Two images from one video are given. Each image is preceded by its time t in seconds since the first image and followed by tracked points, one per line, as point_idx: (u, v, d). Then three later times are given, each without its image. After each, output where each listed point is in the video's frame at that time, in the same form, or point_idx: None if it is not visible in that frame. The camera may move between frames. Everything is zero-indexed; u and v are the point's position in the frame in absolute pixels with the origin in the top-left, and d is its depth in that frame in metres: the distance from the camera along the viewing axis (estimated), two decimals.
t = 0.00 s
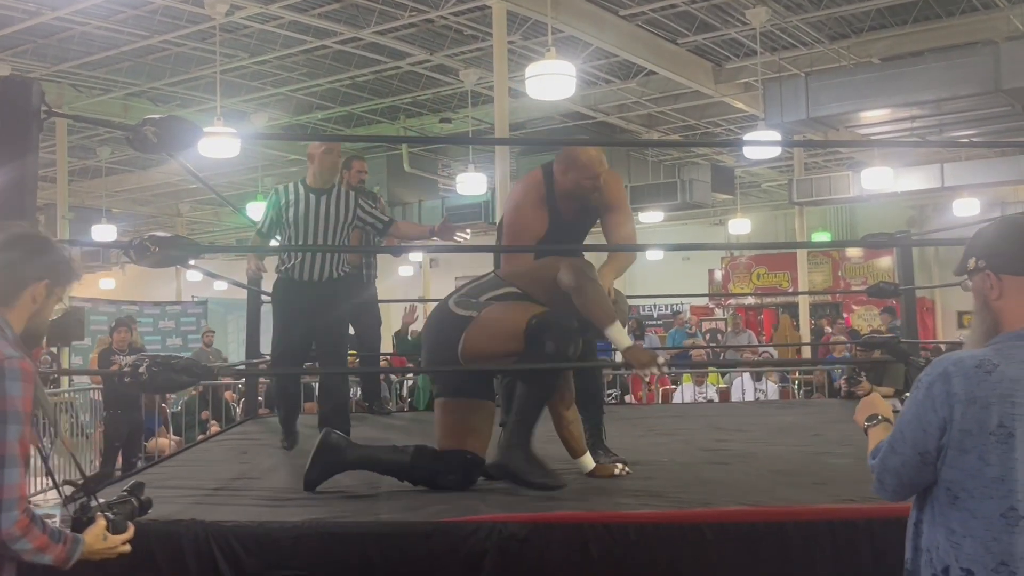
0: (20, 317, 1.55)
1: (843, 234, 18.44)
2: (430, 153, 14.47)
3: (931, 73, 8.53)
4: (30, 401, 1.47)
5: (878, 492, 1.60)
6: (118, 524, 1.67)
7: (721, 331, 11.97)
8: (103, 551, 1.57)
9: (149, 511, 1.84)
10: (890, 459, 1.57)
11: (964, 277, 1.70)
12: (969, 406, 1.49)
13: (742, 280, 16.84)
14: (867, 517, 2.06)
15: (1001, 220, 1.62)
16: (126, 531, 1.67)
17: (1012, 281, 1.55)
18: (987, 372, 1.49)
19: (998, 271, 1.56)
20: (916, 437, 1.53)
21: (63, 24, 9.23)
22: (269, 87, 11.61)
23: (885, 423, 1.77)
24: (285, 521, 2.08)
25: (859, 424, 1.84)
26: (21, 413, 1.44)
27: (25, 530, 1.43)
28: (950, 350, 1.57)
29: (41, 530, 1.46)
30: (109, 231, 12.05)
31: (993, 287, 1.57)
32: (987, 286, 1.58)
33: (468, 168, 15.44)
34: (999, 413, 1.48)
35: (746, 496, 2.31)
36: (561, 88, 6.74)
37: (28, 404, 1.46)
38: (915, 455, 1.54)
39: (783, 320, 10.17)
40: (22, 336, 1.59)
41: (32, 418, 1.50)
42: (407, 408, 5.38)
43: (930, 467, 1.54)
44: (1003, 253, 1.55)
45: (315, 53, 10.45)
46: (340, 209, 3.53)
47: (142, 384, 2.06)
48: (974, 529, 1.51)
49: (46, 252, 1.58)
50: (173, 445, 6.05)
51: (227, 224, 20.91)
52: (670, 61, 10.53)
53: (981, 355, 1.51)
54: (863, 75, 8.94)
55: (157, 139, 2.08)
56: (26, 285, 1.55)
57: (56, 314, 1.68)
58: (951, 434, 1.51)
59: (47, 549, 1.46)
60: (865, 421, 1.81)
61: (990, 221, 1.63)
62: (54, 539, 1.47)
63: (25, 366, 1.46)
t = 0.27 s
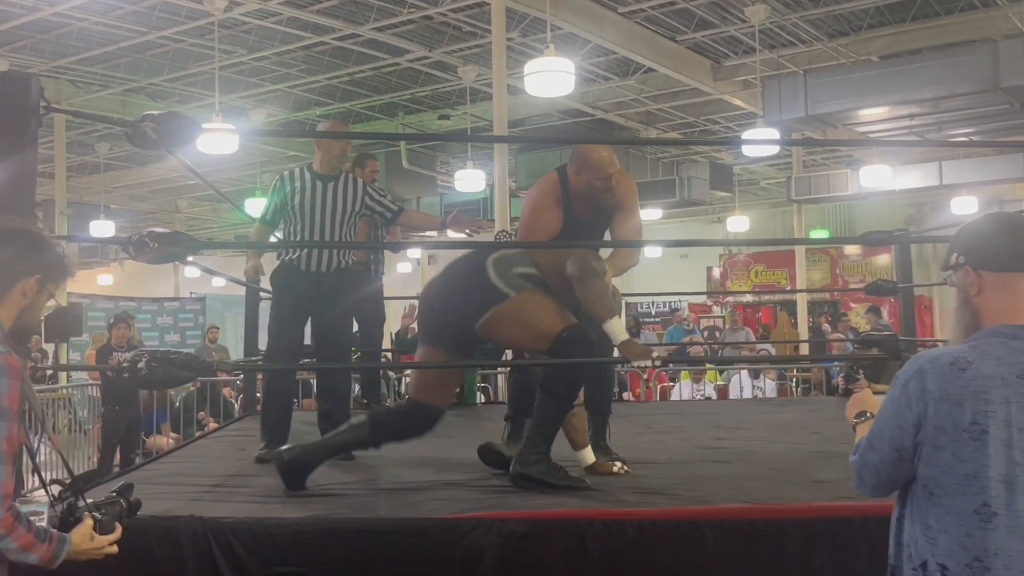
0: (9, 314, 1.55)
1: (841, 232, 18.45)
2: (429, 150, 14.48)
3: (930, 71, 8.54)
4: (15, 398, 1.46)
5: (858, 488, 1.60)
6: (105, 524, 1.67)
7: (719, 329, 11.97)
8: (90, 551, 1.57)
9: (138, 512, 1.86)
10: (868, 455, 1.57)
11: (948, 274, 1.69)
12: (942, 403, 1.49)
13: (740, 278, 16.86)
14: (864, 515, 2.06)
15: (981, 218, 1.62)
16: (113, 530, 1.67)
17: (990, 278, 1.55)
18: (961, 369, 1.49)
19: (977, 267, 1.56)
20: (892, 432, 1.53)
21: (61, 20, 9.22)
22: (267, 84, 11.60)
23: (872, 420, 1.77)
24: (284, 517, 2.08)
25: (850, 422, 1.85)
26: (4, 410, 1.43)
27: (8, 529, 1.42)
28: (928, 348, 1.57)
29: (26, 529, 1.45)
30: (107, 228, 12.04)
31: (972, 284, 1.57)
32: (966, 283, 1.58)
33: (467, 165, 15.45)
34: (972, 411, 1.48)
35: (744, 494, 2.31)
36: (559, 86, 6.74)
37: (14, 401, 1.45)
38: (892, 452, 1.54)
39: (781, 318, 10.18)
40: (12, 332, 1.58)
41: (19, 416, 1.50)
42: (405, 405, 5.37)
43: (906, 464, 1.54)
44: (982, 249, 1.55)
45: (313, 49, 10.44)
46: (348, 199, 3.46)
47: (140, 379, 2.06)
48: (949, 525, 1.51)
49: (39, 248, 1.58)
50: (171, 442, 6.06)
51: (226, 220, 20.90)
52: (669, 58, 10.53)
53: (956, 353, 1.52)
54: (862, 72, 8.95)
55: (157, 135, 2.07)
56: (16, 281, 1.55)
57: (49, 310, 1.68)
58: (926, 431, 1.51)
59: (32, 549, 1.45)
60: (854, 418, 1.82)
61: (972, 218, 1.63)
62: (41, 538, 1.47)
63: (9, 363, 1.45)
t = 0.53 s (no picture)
0: (8, 308, 1.55)
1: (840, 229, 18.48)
2: (429, 147, 14.49)
3: (929, 69, 8.54)
4: (11, 394, 1.45)
5: (840, 485, 1.58)
6: (104, 525, 1.67)
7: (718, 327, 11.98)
8: (89, 551, 1.58)
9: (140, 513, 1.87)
10: (848, 452, 1.55)
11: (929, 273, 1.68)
12: (917, 401, 1.46)
13: (739, 276, 16.87)
14: (862, 512, 2.06)
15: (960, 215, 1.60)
16: (112, 532, 1.68)
17: (969, 273, 1.53)
18: (937, 367, 1.46)
19: (955, 264, 1.54)
20: (870, 430, 1.51)
21: (60, 16, 9.21)
22: (266, 80, 11.59)
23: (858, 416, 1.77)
24: (282, 513, 2.08)
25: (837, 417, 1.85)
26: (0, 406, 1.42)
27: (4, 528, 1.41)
28: (908, 344, 1.54)
29: (21, 528, 1.44)
30: (106, 224, 12.03)
31: (951, 280, 1.55)
32: (946, 279, 1.56)
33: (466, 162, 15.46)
34: (947, 409, 1.45)
35: (743, 491, 2.31)
36: (557, 84, 6.73)
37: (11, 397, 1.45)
38: (871, 450, 1.52)
39: (779, 315, 10.19)
40: (11, 328, 1.57)
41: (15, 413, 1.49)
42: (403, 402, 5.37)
43: (886, 461, 1.52)
44: (959, 244, 1.53)
45: (312, 46, 10.43)
46: (337, 194, 3.23)
47: (139, 375, 2.06)
48: (925, 522, 1.48)
49: (38, 243, 1.57)
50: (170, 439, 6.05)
51: (224, 217, 20.89)
52: (668, 56, 10.52)
53: (934, 350, 1.48)
54: (861, 70, 8.95)
55: (156, 132, 2.07)
56: (14, 275, 1.54)
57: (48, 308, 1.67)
58: (902, 428, 1.49)
59: (27, 549, 1.44)
60: (842, 413, 1.82)
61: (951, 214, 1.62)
62: (36, 538, 1.46)
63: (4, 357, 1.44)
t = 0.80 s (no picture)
0: (20, 304, 1.55)
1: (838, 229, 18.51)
2: (427, 146, 14.50)
3: (927, 68, 8.53)
4: (24, 393, 1.45)
5: (824, 485, 1.57)
6: (115, 530, 1.69)
7: (716, 326, 11.99)
8: (99, 557, 1.59)
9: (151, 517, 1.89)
10: (831, 453, 1.54)
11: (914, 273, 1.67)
12: (895, 401, 1.45)
13: (737, 276, 16.90)
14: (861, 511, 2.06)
15: (942, 213, 1.58)
16: (123, 536, 1.70)
17: (950, 273, 1.51)
18: (916, 368, 1.44)
19: (936, 263, 1.52)
20: (851, 431, 1.50)
21: (59, 15, 9.21)
22: (265, 79, 11.58)
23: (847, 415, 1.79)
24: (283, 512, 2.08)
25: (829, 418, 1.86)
26: (12, 405, 1.42)
27: (12, 532, 1.39)
28: (889, 346, 1.53)
29: (30, 532, 1.43)
30: (105, 223, 12.02)
31: (932, 280, 1.54)
32: (928, 280, 1.55)
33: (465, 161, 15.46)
34: (924, 409, 1.43)
35: (743, 491, 2.30)
36: (555, 83, 6.73)
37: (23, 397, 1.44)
38: (852, 451, 1.50)
39: (777, 315, 10.22)
40: (23, 324, 1.57)
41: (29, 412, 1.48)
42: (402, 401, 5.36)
43: (868, 461, 1.51)
44: (938, 244, 1.51)
45: (311, 45, 10.43)
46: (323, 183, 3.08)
47: (137, 376, 2.06)
48: (905, 523, 1.46)
49: (51, 240, 1.57)
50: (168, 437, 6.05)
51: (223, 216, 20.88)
52: (667, 55, 10.53)
53: (912, 351, 1.47)
54: (859, 70, 8.95)
55: (155, 131, 2.07)
56: (27, 270, 1.54)
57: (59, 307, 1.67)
58: (881, 430, 1.47)
59: (36, 553, 1.43)
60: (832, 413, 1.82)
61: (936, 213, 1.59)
62: (44, 542, 1.45)
63: (17, 355, 1.44)
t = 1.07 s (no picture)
0: (38, 302, 1.54)
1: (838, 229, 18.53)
2: (427, 146, 14.51)
3: (928, 68, 8.53)
4: (45, 394, 1.43)
5: (815, 486, 1.58)
6: (133, 538, 1.67)
7: (716, 327, 12.01)
8: (117, 566, 1.58)
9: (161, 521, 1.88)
10: (820, 453, 1.55)
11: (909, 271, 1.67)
12: (881, 401, 1.45)
13: (737, 276, 16.93)
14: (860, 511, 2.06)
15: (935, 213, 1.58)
16: (139, 547, 1.67)
17: (937, 273, 1.50)
18: (901, 368, 1.44)
19: (925, 263, 1.52)
20: (839, 431, 1.51)
21: (59, 15, 9.21)
22: (264, 79, 11.58)
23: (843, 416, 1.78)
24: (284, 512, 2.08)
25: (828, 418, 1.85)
26: (34, 406, 1.39)
27: (32, 538, 1.35)
28: (879, 346, 1.53)
29: (49, 539, 1.39)
30: (105, 224, 12.03)
31: (922, 280, 1.54)
32: (918, 280, 1.55)
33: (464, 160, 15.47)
34: (909, 410, 1.43)
35: (743, 491, 2.30)
36: (555, 83, 6.73)
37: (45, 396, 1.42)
38: (841, 449, 1.51)
39: (777, 315, 10.24)
40: (41, 325, 1.55)
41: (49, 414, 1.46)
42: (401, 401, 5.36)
43: (856, 462, 1.51)
44: (927, 244, 1.51)
45: (310, 45, 10.43)
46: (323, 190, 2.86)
47: (137, 375, 2.05)
48: (893, 522, 1.46)
49: (70, 237, 1.56)
50: (168, 437, 6.06)
51: (223, 216, 20.90)
52: (666, 55, 10.54)
53: (899, 351, 1.47)
54: (860, 70, 8.94)
55: (155, 131, 2.07)
56: (45, 269, 1.53)
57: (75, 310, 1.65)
58: (868, 430, 1.48)
59: (55, 560, 1.40)
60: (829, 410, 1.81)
61: (928, 212, 1.59)
62: (63, 549, 1.42)
63: (39, 355, 1.42)
